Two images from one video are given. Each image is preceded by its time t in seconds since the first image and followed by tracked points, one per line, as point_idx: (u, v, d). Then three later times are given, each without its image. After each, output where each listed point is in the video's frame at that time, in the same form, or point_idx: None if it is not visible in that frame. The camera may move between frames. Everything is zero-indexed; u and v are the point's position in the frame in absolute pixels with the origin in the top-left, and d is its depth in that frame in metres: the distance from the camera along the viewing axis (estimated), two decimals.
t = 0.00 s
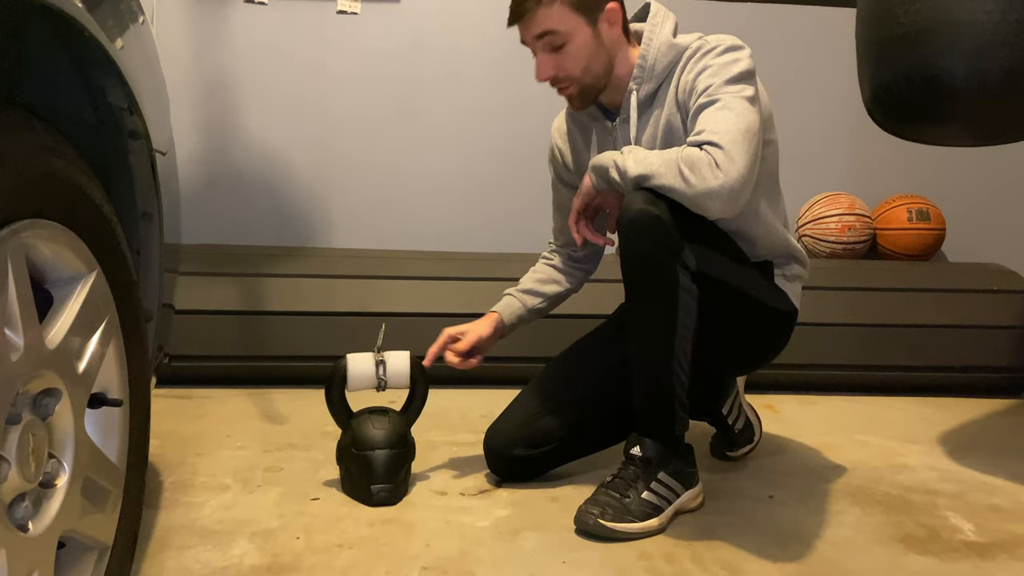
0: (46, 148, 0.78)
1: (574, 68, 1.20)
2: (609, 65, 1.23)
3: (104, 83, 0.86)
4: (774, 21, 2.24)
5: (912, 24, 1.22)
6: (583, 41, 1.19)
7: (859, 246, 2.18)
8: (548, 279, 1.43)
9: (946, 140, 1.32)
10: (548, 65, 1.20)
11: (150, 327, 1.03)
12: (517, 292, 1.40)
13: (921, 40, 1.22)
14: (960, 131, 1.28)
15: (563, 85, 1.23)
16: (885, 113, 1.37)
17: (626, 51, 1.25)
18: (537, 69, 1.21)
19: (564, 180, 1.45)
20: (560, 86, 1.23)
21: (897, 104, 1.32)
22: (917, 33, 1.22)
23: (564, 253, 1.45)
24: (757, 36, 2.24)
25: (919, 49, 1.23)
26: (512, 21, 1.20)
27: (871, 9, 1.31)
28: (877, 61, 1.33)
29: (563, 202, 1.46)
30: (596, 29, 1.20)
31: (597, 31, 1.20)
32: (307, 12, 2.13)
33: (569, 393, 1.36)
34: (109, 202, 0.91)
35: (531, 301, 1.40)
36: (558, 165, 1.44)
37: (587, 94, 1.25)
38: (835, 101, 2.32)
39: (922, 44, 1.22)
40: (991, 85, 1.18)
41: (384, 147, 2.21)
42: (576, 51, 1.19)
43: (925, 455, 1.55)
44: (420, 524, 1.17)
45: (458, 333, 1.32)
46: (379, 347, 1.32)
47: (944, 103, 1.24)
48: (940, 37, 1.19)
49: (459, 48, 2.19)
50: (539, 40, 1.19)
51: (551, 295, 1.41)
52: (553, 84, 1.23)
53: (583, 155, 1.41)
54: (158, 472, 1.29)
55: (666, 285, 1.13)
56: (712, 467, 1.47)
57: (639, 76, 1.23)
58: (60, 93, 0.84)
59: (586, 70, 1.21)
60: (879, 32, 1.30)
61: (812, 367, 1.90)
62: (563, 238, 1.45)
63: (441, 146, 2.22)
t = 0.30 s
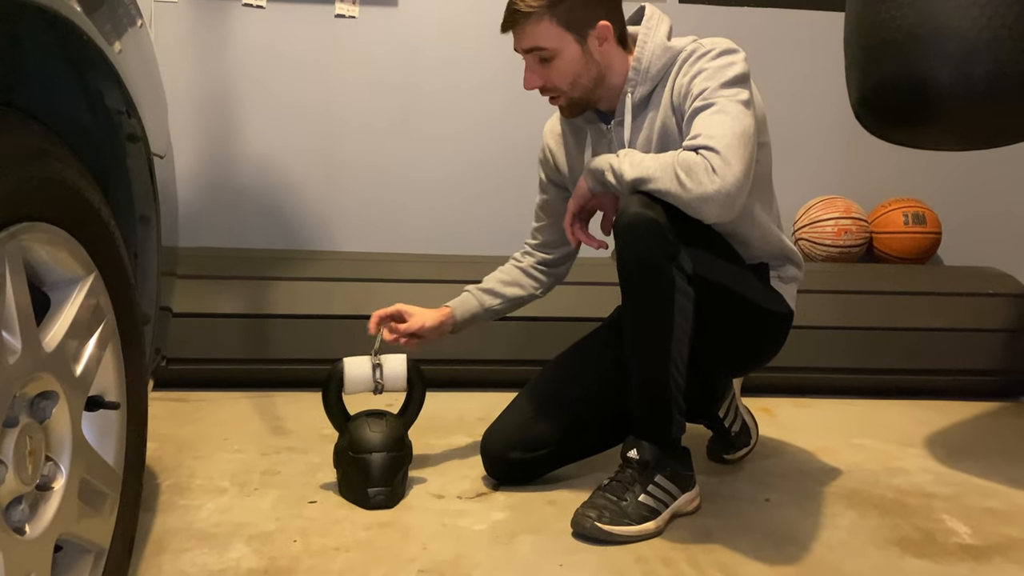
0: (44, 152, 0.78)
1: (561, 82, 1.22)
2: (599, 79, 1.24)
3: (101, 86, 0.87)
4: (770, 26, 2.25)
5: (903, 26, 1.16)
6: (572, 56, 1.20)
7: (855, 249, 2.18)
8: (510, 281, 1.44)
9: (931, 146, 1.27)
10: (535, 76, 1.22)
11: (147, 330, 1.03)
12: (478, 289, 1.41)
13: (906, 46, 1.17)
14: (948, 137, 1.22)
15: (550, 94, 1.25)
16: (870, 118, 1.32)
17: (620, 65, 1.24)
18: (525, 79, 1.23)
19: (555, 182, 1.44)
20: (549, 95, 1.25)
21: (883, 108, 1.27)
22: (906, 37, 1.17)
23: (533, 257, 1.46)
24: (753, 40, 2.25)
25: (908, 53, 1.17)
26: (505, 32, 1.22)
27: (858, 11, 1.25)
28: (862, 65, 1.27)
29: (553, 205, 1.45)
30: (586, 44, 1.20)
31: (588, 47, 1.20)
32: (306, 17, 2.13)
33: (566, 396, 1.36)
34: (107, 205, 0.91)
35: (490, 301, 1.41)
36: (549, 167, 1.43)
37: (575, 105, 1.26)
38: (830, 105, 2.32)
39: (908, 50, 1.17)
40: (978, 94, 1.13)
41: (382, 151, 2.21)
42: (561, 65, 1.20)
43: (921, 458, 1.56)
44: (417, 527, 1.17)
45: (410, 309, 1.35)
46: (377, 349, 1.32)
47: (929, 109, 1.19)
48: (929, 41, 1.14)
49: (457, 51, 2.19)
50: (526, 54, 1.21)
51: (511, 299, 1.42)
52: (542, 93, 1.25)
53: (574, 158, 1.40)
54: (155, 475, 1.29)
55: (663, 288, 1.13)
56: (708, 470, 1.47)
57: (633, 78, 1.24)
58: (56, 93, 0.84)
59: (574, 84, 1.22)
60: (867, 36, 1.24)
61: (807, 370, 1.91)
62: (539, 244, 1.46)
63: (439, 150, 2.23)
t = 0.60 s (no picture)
0: (43, 154, 0.78)
1: (566, 87, 1.22)
2: (602, 84, 1.24)
3: (99, 88, 0.87)
4: (766, 32, 2.27)
5: (880, 31, 1.27)
6: (576, 62, 1.20)
7: (852, 254, 2.19)
8: (476, 273, 1.44)
9: (903, 151, 1.37)
10: (539, 81, 1.22)
11: (145, 334, 1.03)
12: (444, 276, 1.41)
13: (884, 49, 1.27)
14: (923, 140, 1.31)
15: (553, 98, 1.25)
16: (848, 122, 1.41)
17: (623, 68, 1.25)
18: (529, 84, 1.24)
19: (548, 182, 1.45)
20: (552, 99, 1.25)
21: (861, 112, 1.36)
22: (883, 41, 1.26)
23: (502, 251, 1.47)
24: (750, 46, 2.26)
25: (884, 57, 1.27)
26: (507, 38, 1.21)
27: (838, 20, 1.36)
28: (842, 71, 1.37)
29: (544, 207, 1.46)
30: (591, 50, 1.21)
31: (592, 52, 1.21)
32: (304, 22, 2.15)
33: (562, 401, 1.36)
34: (104, 208, 0.91)
35: (454, 290, 1.41)
36: (542, 168, 1.44)
37: (579, 109, 1.27)
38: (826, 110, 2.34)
39: (885, 54, 1.27)
40: (950, 95, 1.23)
41: (379, 155, 2.21)
42: (566, 70, 1.20)
43: (918, 462, 1.56)
44: (415, 531, 1.17)
45: (377, 299, 1.33)
46: (373, 351, 1.33)
47: (905, 110, 1.28)
48: (904, 45, 1.24)
49: (454, 55, 2.19)
50: (531, 60, 1.21)
51: (475, 290, 1.43)
52: (545, 97, 1.26)
53: (568, 160, 1.40)
54: (153, 478, 1.29)
55: (659, 291, 1.14)
56: (706, 474, 1.47)
57: (630, 82, 1.24)
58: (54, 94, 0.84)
59: (579, 89, 1.23)
60: (844, 43, 1.35)
61: (805, 375, 1.91)
62: (512, 239, 1.47)
63: (438, 153, 2.23)
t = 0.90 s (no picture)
0: (39, 157, 0.78)
1: (566, 93, 1.22)
2: (601, 89, 1.25)
3: (97, 91, 0.87)
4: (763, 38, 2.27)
5: (856, 36, 1.27)
6: (576, 68, 1.21)
7: (849, 259, 2.19)
8: (467, 270, 1.44)
9: (874, 156, 1.38)
10: (538, 89, 1.23)
11: (142, 338, 1.03)
12: (435, 271, 1.41)
13: (859, 54, 1.28)
14: (896, 145, 1.32)
15: (553, 105, 1.25)
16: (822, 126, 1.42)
17: (621, 73, 1.25)
18: (528, 91, 1.24)
19: (543, 187, 1.45)
20: (552, 106, 1.26)
21: (835, 118, 1.37)
22: (857, 47, 1.28)
23: (493, 251, 1.47)
24: (746, 52, 2.27)
25: (858, 63, 1.28)
26: (506, 46, 1.21)
27: (814, 26, 1.37)
28: (817, 78, 1.38)
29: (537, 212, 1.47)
30: (590, 56, 1.21)
31: (591, 58, 1.21)
32: (302, 26, 2.15)
33: (559, 405, 1.36)
34: (101, 210, 0.91)
35: (445, 285, 1.41)
36: (543, 176, 1.44)
37: (578, 115, 1.27)
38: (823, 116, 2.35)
39: (859, 60, 1.28)
40: (924, 100, 1.24)
41: (376, 159, 2.22)
42: (566, 77, 1.21)
43: (916, 467, 1.56)
44: (412, 536, 1.17)
45: (369, 302, 1.32)
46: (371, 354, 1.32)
47: (879, 116, 1.29)
48: (879, 51, 1.25)
49: (451, 60, 2.20)
50: (531, 68, 1.21)
51: (464, 288, 1.43)
52: (544, 104, 1.26)
53: (565, 165, 1.40)
54: (149, 482, 1.29)
55: (655, 295, 1.14)
56: (703, 479, 1.47)
57: (626, 88, 1.24)
58: (50, 95, 0.84)
59: (579, 95, 1.23)
60: (819, 49, 1.36)
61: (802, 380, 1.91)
62: (503, 240, 1.47)
63: (438, 157, 2.23)
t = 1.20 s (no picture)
0: (38, 158, 0.78)
1: (563, 97, 1.23)
2: (598, 94, 1.25)
3: (97, 94, 0.87)
4: (761, 43, 2.28)
5: (843, 40, 1.29)
6: (574, 73, 1.21)
7: (847, 264, 2.19)
8: (466, 275, 1.44)
9: (859, 160, 1.39)
10: (536, 93, 1.23)
11: (140, 340, 1.03)
12: (434, 275, 1.41)
13: (847, 58, 1.29)
14: (883, 151, 1.33)
15: (551, 110, 1.26)
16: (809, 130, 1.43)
17: (618, 77, 1.26)
18: (526, 95, 1.24)
19: (542, 191, 1.46)
20: (549, 110, 1.26)
21: (821, 122, 1.38)
22: (846, 51, 1.29)
23: (492, 255, 1.47)
24: (744, 57, 2.28)
25: (846, 67, 1.29)
26: (504, 49, 1.21)
27: (802, 31, 1.38)
28: (804, 82, 1.39)
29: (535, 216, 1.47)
30: (588, 60, 1.21)
31: (589, 62, 1.22)
32: (302, 30, 2.16)
33: (557, 408, 1.36)
34: (100, 212, 0.91)
35: (444, 290, 1.41)
36: (543, 181, 1.44)
37: (575, 119, 1.27)
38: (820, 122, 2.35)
39: (847, 64, 1.29)
40: (910, 104, 1.26)
41: (375, 163, 2.22)
42: (564, 81, 1.21)
43: (914, 471, 1.56)
44: (410, 540, 1.16)
45: (367, 306, 1.32)
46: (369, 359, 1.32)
47: (868, 120, 1.30)
48: (868, 55, 1.26)
49: (450, 65, 2.21)
50: (529, 72, 1.21)
51: (464, 292, 1.43)
52: (542, 108, 1.26)
53: (564, 169, 1.40)
54: (147, 486, 1.28)
55: (653, 299, 1.14)
56: (702, 483, 1.47)
57: (623, 93, 1.24)
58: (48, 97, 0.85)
59: (576, 99, 1.23)
60: (806, 53, 1.37)
61: (800, 384, 1.91)
62: (502, 244, 1.47)
63: (438, 161, 2.23)
